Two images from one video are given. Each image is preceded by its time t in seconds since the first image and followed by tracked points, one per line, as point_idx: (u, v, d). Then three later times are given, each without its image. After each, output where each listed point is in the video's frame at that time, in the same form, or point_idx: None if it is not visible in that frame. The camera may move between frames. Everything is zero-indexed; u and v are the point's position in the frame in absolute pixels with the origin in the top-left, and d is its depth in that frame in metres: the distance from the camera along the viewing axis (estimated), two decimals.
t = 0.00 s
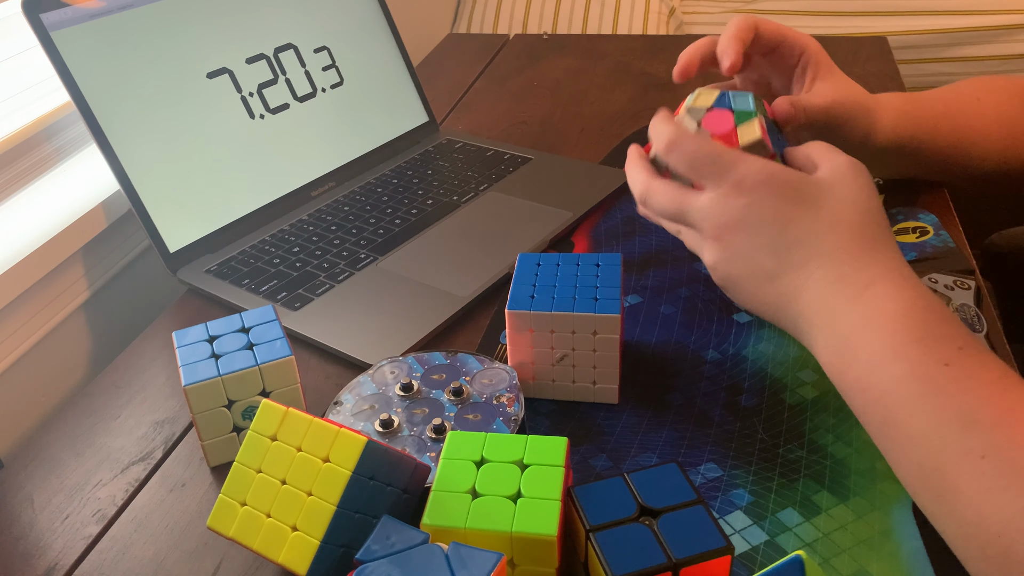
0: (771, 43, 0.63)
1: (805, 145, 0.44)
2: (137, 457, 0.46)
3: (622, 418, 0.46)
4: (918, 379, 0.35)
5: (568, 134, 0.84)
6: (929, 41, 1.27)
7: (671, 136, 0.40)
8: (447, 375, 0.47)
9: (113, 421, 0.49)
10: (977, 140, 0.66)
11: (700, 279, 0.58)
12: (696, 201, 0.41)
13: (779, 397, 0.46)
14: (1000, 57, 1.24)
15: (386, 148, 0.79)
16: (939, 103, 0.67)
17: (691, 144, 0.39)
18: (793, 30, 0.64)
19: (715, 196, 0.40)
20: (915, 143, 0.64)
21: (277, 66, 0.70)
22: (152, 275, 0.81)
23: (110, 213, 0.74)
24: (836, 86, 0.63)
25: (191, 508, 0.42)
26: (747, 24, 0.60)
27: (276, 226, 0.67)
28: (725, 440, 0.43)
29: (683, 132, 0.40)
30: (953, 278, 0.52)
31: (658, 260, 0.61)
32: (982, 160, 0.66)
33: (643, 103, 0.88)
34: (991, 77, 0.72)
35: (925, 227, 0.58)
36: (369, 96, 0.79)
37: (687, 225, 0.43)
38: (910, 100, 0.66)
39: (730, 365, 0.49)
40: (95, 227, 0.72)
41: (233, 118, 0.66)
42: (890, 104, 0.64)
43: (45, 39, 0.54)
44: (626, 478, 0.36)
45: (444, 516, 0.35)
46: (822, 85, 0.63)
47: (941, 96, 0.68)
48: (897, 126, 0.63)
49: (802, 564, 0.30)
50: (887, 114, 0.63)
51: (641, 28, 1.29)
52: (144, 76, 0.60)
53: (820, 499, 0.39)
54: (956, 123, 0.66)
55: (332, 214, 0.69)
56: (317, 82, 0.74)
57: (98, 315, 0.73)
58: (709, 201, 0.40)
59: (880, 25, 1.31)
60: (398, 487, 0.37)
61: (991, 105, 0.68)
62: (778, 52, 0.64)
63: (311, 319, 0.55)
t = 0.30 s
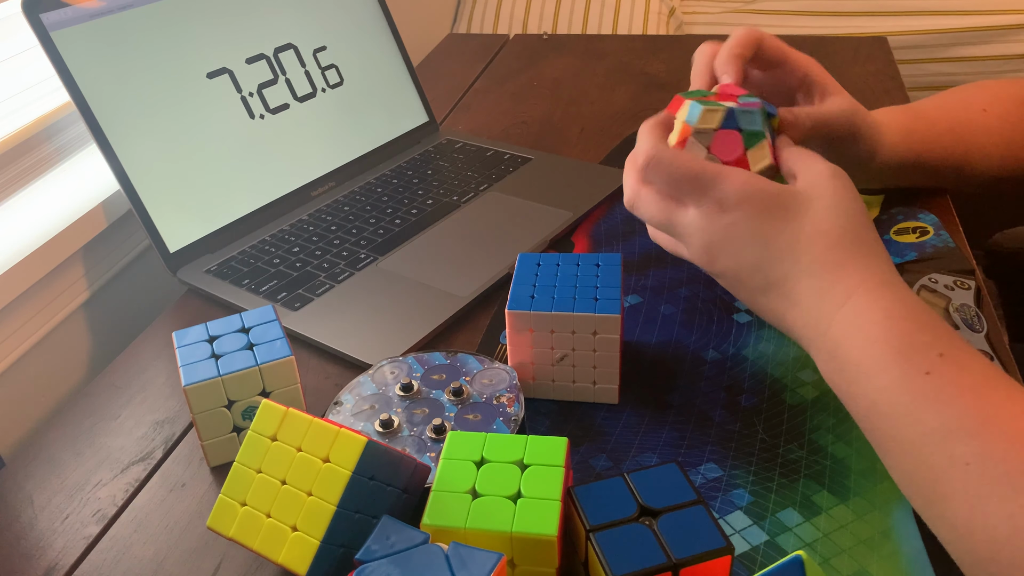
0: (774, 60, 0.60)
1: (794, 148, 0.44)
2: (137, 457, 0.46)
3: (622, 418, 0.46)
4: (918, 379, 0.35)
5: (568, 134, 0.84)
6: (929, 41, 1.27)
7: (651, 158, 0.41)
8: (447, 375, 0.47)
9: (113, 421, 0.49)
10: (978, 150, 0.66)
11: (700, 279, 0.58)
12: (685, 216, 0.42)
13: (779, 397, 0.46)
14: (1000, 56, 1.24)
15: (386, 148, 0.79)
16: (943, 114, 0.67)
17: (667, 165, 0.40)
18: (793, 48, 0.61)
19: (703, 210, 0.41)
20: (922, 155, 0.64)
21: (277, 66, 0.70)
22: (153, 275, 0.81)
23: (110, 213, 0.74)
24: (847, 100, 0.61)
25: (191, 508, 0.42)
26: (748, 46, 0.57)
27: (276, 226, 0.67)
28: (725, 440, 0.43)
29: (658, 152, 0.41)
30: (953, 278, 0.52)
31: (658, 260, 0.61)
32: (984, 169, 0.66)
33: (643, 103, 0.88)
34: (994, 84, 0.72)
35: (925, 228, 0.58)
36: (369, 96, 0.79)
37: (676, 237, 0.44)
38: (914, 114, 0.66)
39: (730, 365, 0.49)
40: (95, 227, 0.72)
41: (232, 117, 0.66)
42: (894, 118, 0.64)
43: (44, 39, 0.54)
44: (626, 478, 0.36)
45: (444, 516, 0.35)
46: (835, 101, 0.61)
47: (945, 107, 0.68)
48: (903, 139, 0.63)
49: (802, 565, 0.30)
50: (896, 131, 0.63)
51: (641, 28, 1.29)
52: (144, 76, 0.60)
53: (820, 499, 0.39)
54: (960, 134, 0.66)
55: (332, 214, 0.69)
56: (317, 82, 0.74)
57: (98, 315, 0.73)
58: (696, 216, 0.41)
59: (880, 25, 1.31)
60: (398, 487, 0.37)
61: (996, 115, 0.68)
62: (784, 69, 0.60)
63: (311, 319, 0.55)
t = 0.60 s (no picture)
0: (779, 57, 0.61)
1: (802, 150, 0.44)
2: (137, 457, 0.46)
3: (622, 418, 0.46)
4: (919, 379, 0.35)
5: (568, 134, 0.84)
6: (928, 41, 1.27)
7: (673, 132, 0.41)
8: (447, 375, 0.47)
9: (113, 421, 0.49)
10: (975, 138, 0.65)
11: (700, 279, 0.58)
12: (685, 206, 0.42)
13: (779, 397, 0.46)
14: (1000, 56, 1.24)
15: (386, 148, 0.79)
16: (937, 101, 0.66)
17: (688, 142, 0.40)
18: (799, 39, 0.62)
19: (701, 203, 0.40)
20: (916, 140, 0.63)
21: (277, 66, 0.70)
22: (152, 275, 0.81)
23: (110, 213, 0.74)
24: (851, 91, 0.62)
25: (191, 508, 0.42)
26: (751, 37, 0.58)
27: (276, 226, 0.67)
28: (725, 440, 0.43)
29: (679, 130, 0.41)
30: (953, 278, 0.52)
31: (658, 260, 0.61)
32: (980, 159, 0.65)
33: (643, 103, 0.88)
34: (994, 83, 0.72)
35: (925, 227, 0.58)
36: (369, 96, 0.79)
37: (673, 230, 0.43)
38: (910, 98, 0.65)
39: (730, 365, 0.49)
40: (94, 227, 0.72)
41: (233, 117, 0.66)
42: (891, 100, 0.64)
43: (44, 39, 0.54)
44: (626, 478, 0.36)
45: (444, 516, 0.35)
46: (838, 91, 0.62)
47: (940, 97, 0.67)
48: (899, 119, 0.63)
49: (802, 564, 0.30)
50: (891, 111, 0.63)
51: (641, 28, 1.29)
52: (144, 76, 0.60)
53: (820, 499, 0.39)
54: (955, 122, 0.65)
55: (332, 214, 0.69)
56: (317, 82, 0.74)
57: (98, 315, 0.73)
58: (695, 207, 0.41)
59: (880, 25, 1.31)
60: (398, 487, 0.37)
61: (991, 108, 0.67)
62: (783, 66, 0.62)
63: (311, 319, 0.55)
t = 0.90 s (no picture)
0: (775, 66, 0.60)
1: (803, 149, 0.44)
2: (137, 457, 0.46)
3: (622, 418, 0.46)
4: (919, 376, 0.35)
5: (568, 134, 0.84)
6: (928, 41, 1.27)
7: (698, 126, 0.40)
8: (447, 375, 0.47)
9: (113, 421, 0.49)
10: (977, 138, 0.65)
11: (700, 279, 0.58)
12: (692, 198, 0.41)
13: (779, 397, 0.46)
14: (1000, 56, 1.24)
15: (386, 148, 0.79)
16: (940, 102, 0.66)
17: (709, 128, 0.40)
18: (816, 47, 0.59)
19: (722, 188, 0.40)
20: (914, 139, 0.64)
21: (276, 66, 0.70)
22: (152, 275, 0.81)
23: (110, 213, 0.74)
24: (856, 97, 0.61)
25: (191, 508, 0.42)
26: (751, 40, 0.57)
27: (275, 226, 0.67)
28: (725, 440, 0.43)
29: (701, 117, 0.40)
30: (953, 278, 0.52)
31: (658, 260, 0.61)
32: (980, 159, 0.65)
33: (643, 103, 0.88)
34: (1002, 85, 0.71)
35: (925, 227, 0.58)
36: (369, 96, 0.79)
37: (690, 214, 0.43)
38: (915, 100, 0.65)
39: (730, 365, 0.49)
40: (94, 227, 0.72)
41: (233, 117, 0.66)
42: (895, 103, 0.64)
43: (44, 39, 0.54)
44: (626, 478, 0.36)
45: (444, 517, 0.35)
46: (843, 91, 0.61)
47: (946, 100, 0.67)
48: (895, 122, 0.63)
49: (802, 564, 0.30)
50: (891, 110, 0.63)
51: (641, 28, 1.29)
52: (144, 76, 0.60)
53: (820, 499, 0.39)
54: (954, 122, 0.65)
55: (332, 214, 0.69)
56: (317, 82, 0.74)
57: (98, 315, 0.73)
58: (717, 191, 0.40)
59: (880, 24, 1.31)
60: (398, 487, 0.37)
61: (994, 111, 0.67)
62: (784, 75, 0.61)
63: (312, 319, 0.55)
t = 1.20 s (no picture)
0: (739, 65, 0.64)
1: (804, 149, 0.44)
2: (137, 457, 0.46)
3: (622, 418, 0.46)
4: (927, 373, 0.35)
5: (568, 134, 0.84)
6: (929, 41, 1.27)
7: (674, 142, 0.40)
8: (447, 375, 0.47)
9: (113, 421, 0.49)
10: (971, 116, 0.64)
11: (700, 279, 0.58)
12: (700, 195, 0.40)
13: (779, 397, 0.46)
14: (1001, 56, 1.24)
15: (386, 148, 0.79)
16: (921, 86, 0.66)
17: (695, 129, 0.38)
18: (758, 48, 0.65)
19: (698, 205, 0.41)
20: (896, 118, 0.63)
21: (276, 66, 0.70)
22: (152, 275, 0.81)
23: (110, 213, 0.74)
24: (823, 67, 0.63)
25: (191, 508, 0.42)
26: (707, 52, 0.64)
27: (275, 226, 0.67)
28: (725, 440, 0.43)
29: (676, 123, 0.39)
30: (953, 277, 0.52)
31: (658, 260, 0.61)
32: (977, 141, 0.64)
33: (643, 103, 0.88)
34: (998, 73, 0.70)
35: (925, 227, 0.58)
36: (369, 96, 0.79)
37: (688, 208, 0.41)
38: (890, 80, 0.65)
39: (730, 365, 0.49)
40: (94, 227, 0.72)
41: (233, 117, 0.66)
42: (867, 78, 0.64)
43: (44, 39, 0.54)
44: (626, 478, 0.36)
45: (444, 517, 0.35)
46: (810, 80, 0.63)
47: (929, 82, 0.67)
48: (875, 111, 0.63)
49: (802, 564, 0.30)
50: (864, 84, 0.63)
51: (641, 28, 1.29)
52: (144, 76, 0.60)
53: (820, 499, 0.39)
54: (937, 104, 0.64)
55: (332, 214, 0.69)
56: (317, 81, 0.74)
57: (98, 315, 0.73)
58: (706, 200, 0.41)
59: (881, 25, 1.31)
60: (398, 487, 0.37)
61: (980, 90, 0.66)
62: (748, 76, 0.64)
63: (312, 319, 0.55)
